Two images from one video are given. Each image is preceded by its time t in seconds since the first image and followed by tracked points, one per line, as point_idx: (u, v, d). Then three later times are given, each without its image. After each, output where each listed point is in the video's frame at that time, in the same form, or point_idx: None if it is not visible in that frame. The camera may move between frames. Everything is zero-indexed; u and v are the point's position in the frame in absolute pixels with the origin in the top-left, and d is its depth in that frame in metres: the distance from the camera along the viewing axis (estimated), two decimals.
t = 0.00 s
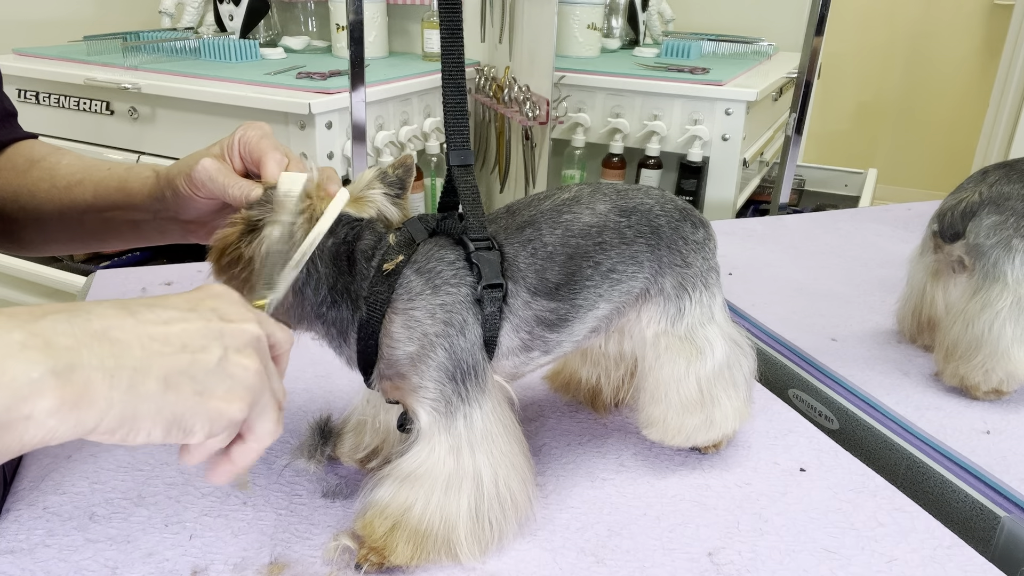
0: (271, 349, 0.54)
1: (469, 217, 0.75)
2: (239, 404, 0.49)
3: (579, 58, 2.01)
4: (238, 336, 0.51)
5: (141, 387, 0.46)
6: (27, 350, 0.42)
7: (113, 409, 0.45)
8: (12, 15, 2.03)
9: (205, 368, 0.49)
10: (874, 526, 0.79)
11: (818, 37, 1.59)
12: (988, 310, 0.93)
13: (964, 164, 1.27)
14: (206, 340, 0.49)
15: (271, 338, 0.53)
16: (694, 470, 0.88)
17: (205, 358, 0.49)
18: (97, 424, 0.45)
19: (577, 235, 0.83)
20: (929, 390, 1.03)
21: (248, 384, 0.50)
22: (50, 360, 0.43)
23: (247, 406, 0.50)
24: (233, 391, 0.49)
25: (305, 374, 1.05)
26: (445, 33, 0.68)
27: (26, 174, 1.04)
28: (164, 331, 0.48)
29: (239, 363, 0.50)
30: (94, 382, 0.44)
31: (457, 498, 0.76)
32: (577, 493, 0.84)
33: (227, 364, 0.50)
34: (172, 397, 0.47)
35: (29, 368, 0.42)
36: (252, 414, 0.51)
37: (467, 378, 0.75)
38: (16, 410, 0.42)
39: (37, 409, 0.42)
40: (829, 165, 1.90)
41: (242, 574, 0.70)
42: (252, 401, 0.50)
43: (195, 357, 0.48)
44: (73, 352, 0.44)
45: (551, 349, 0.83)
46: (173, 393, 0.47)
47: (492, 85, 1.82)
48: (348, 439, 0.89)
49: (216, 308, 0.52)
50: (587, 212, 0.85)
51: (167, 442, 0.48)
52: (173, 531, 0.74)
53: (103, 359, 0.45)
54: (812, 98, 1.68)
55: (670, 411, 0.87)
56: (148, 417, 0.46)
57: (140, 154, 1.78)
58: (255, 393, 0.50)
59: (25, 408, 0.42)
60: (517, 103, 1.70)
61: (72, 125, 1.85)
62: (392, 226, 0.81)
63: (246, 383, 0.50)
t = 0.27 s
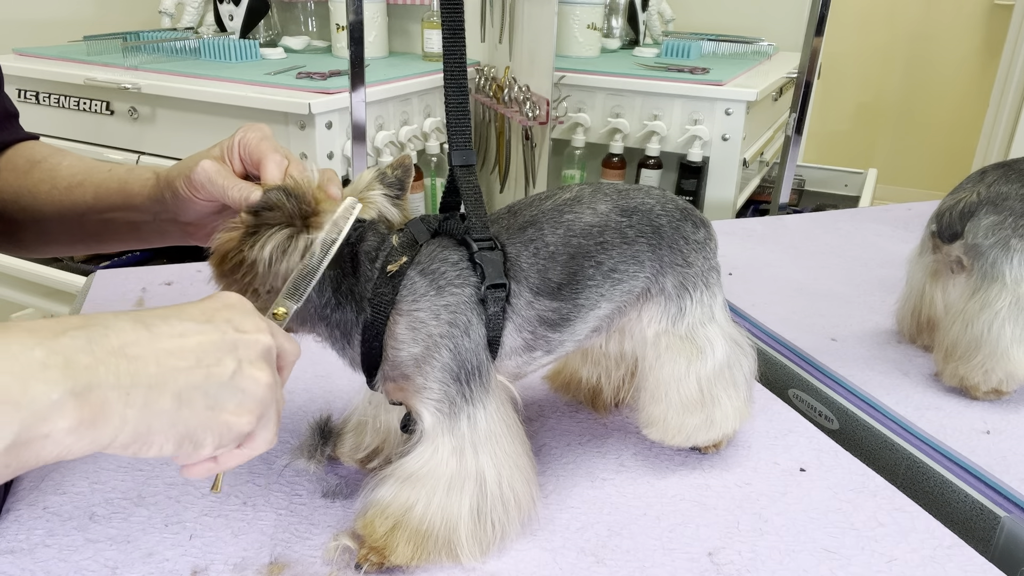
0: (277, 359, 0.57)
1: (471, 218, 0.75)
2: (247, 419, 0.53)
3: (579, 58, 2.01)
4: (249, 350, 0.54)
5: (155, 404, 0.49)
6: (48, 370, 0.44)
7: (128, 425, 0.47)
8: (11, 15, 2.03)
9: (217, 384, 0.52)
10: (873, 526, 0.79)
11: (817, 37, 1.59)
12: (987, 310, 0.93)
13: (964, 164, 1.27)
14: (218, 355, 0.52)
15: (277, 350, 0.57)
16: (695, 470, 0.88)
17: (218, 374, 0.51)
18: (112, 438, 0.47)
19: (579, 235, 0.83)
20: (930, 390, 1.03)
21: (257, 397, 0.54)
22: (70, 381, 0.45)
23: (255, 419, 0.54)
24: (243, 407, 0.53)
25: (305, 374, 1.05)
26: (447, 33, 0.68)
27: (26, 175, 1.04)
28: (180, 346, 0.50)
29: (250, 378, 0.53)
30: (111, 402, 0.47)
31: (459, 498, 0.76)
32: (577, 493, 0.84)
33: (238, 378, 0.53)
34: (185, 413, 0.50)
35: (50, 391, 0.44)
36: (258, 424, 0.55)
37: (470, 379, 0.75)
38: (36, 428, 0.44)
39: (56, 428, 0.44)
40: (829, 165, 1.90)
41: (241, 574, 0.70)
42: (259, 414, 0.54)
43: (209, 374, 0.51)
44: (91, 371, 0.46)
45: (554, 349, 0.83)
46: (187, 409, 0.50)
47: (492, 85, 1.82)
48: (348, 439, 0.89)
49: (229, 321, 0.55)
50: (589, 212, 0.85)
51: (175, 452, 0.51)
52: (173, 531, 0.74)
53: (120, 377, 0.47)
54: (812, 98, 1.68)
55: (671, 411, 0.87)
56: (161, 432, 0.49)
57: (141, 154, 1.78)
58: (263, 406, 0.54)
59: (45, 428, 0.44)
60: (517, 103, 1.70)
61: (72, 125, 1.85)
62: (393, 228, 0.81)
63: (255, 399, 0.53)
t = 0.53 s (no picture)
0: (274, 355, 0.58)
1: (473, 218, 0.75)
2: (245, 410, 0.53)
3: (579, 58, 2.01)
4: (247, 343, 0.55)
5: (158, 392, 0.49)
6: (54, 355, 0.45)
7: (132, 412, 0.48)
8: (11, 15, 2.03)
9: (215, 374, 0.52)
10: (873, 525, 0.79)
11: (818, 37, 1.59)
12: (987, 310, 0.93)
13: (964, 164, 1.27)
14: (218, 347, 0.53)
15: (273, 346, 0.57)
16: (695, 470, 0.88)
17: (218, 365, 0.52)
18: (116, 426, 0.48)
19: (580, 236, 0.83)
20: (930, 390, 1.03)
21: (255, 389, 0.54)
22: (75, 366, 0.45)
23: (253, 411, 0.54)
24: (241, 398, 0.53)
25: (305, 374, 1.05)
26: (447, 33, 0.68)
27: (26, 176, 1.04)
28: (181, 336, 0.51)
29: (247, 369, 0.54)
30: (117, 388, 0.47)
31: (460, 499, 0.76)
32: (578, 493, 0.84)
33: (237, 370, 0.53)
34: (187, 403, 0.51)
35: (56, 374, 0.44)
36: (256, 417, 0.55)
37: (471, 379, 0.75)
38: (42, 413, 0.44)
39: (61, 414, 0.45)
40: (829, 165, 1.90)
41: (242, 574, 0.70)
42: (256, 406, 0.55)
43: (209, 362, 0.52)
44: (97, 357, 0.47)
45: (554, 349, 0.83)
46: (189, 400, 0.50)
47: (492, 85, 1.82)
48: (349, 439, 0.89)
49: (225, 315, 0.55)
50: (589, 213, 0.85)
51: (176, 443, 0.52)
52: (173, 531, 0.74)
53: (125, 363, 0.48)
54: (812, 98, 1.67)
55: (672, 411, 0.87)
56: (163, 422, 0.50)
57: (141, 154, 1.78)
58: (261, 398, 0.55)
59: (51, 413, 0.45)
60: (517, 103, 1.70)
61: (72, 125, 1.85)
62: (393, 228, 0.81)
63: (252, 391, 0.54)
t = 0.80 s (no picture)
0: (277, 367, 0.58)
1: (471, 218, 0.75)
2: (253, 420, 0.54)
3: (579, 58, 2.01)
4: (254, 354, 0.55)
5: (172, 398, 0.49)
6: (72, 357, 0.45)
7: (145, 418, 0.48)
8: (11, 15, 2.03)
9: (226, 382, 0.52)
10: (873, 526, 0.79)
11: (818, 37, 1.59)
12: (987, 310, 0.93)
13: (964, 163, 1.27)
14: (227, 356, 0.53)
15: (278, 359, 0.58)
16: (694, 470, 0.88)
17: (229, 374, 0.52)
18: (127, 432, 0.48)
19: (579, 235, 0.83)
20: (930, 390, 1.03)
21: (262, 400, 0.55)
22: (93, 369, 0.45)
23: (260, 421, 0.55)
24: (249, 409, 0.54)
25: (305, 374, 1.05)
26: (447, 33, 0.68)
27: (26, 176, 1.04)
28: (196, 342, 0.51)
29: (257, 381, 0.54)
30: (133, 392, 0.47)
31: (459, 498, 0.76)
32: (577, 494, 0.84)
33: (247, 381, 0.54)
34: (197, 411, 0.51)
35: (74, 377, 0.44)
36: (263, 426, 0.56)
37: (470, 379, 0.75)
38: (59, 415, 0.44)
39: (78, 416, 0.45)
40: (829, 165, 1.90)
41: (241, 574, 0.70)
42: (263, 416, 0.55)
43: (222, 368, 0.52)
44: (115, 360, 0.47)
45: (554, 349, 0.83)
46: (201, 407, 0.51)
47: (492, 85, 1.82)
48: (348, 439, 0.89)
49: (233, 325, 0.55)
50: (589, 212, 0.85)
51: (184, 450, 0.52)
52: (173, 531, 0.74)
53: (142, 368, 0.48)
54: (812, 98, 1.67)
55: (671, 411, 0.87)
56: (174, 427, 0.50)
57: (141, 154, 1.78)
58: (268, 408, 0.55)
59: (68, 415, 0.45)
60: (517, 103, 1.70)
61: (72, 125, 1.85)
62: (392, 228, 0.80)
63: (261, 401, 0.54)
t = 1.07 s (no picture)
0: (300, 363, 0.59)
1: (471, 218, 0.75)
2: (272, 423, 0.55)
3: (579, 58, 2.01)
4: (277, 357, 0.56)
5: (194, 404, 0.50)
6: (96, 364, 0.46)
7: (168, 425, 0.49)
8: (11, 15, 2.03)
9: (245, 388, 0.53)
10: (873, 526, 0.79)
11: (818, 37, 1.59)
12: (988, 310, 0.93)
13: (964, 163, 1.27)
14: (249, 360, 0.54)
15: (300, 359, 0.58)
16: (694, 470, 0.88)
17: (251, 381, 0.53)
18: (151, 437, 0.49)
19: (579, 235, 0.83)
20: (930, 390, 1.03)
21: (282, 403, 0.55)
22: (116, 378, 0.46)
23: (279, 425, 0.55)
24: (267, 413, 0.54)
25: (305, 374, 1.05)
26: (447, 33, 0.68)
27: (25, 176, 1.04)
28: (216, 347, 0.52)
29: (277, 384, 0.55)
30: (155, 400, 0.48)
31: (460, 498, 0.76)
32: (578, 493, 0.84)
33: (268, 384, 0.54)
34: (219, 416, 0.52)
35: (97, 386, 0.45)
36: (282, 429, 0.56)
37: (470, 379, 0.75)
38: (82, 422, 0.45)
39: (101, 423, 0.46)
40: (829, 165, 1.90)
41: (242, 574, 0.70)
42: (282, 419, 0.56)
43: (242, 374, 0.53)
44: (137, 368, 0.47)
45: (554, 349, 0.83)
46: (222, 412, 0.51)
47: (492, 85, 1.82)
48: (349, 439, 0.89)
49: (257, 327, 0.56)
50: (589, 212, 0.85)
51: (205, 453, 0.53)
52: (174, 531, 0.74)
53: (164, 375, 0.49)
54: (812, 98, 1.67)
55: (671, 411, 0.87)
56: (196, 433, 0.51)
57: (141, 154, 1.78)
58: (287, 412, 0.56)
59: (91, 422, 0.45)
60: (517, 103, 1.70)
61: (72, 125, 1.85)
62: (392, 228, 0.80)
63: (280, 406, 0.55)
